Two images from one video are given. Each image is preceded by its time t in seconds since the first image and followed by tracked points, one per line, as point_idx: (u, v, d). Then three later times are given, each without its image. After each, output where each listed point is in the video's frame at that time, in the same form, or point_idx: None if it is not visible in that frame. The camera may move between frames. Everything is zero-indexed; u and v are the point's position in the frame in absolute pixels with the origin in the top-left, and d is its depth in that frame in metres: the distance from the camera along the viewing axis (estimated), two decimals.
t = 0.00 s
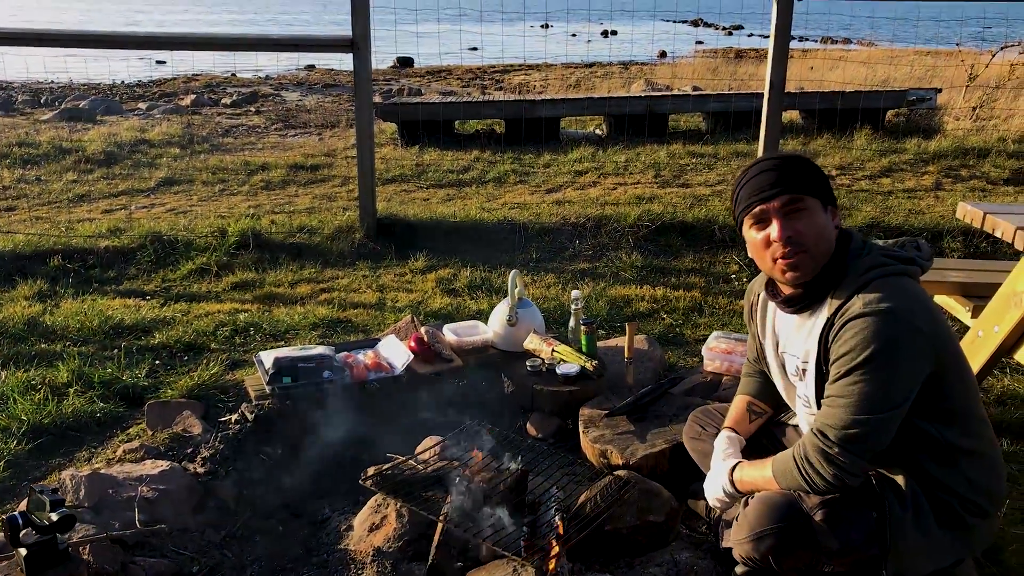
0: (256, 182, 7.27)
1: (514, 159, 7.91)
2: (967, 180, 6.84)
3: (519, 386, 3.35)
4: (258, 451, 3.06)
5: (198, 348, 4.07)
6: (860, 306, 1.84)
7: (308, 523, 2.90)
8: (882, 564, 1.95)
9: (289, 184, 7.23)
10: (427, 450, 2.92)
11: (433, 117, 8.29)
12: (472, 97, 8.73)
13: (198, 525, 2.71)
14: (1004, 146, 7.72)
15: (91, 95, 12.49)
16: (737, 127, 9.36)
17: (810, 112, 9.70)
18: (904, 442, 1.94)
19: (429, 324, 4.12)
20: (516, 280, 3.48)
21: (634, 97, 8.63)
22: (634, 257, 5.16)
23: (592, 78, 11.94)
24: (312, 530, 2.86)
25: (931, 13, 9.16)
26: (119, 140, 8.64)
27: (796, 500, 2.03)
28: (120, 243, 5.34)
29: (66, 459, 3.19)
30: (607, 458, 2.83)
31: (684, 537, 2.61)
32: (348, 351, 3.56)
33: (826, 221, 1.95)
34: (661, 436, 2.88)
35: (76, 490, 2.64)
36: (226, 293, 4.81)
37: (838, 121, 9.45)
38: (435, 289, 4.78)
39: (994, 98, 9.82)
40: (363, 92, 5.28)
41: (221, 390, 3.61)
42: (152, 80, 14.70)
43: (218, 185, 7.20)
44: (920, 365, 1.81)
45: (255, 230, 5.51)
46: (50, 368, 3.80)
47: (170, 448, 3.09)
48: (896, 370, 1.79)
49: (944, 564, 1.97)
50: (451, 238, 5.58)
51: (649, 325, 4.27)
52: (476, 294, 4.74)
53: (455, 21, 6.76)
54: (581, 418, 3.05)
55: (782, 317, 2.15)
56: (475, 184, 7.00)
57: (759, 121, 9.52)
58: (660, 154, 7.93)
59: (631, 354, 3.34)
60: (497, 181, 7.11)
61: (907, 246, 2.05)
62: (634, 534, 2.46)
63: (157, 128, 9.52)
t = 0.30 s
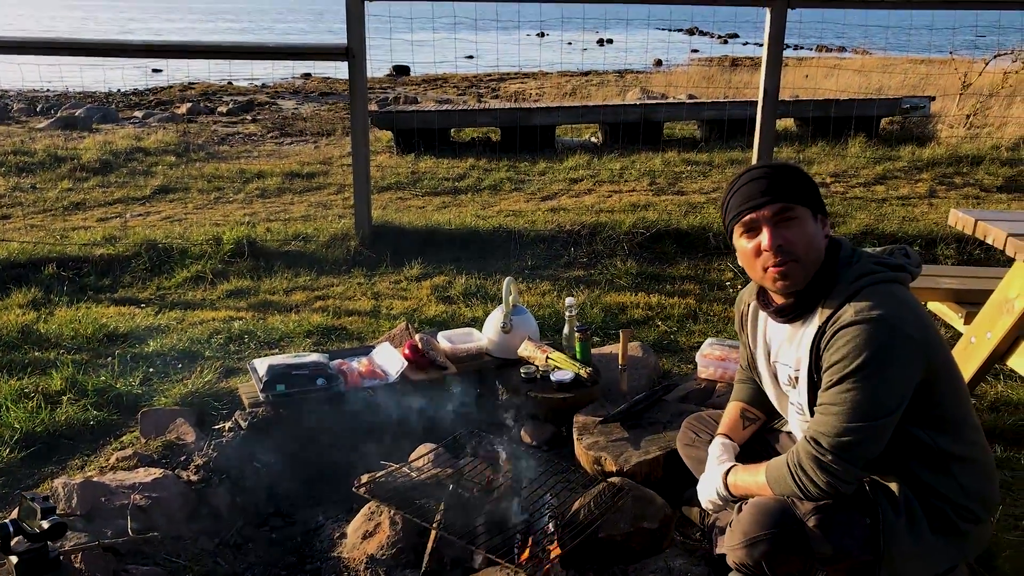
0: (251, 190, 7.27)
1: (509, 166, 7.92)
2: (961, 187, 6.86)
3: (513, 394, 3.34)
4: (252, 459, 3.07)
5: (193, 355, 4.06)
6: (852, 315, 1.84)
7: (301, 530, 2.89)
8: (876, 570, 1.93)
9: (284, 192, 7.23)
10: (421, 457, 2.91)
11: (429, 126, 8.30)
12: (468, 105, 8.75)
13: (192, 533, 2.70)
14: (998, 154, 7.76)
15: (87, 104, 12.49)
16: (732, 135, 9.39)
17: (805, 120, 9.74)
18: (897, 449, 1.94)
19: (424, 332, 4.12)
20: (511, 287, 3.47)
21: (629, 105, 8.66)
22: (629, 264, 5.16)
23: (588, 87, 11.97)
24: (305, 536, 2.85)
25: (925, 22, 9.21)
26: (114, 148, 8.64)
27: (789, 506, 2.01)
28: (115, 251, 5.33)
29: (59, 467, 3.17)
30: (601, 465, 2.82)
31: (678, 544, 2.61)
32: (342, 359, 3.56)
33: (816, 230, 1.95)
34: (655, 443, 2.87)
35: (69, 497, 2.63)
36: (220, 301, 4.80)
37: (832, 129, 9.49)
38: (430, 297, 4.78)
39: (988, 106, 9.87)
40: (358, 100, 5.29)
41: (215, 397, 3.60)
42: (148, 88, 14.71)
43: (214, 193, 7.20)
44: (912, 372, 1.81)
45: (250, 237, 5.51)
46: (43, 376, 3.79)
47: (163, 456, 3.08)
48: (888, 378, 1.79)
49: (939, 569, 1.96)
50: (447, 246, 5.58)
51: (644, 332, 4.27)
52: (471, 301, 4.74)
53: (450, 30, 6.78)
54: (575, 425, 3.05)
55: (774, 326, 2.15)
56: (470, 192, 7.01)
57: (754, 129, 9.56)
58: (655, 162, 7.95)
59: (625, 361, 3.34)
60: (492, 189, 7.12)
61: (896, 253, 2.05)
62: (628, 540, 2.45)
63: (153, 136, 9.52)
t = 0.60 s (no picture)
0: (248, 199, 7.27)
1: (505, 175, 7.94)
2: (955, 195, 6.88)
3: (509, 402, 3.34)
4: (247, 468, 3.03)
5: (189, 364, 4.06)
6: (847, 322, 1.84)
7: (296, 540, 2.89)
8: None
9: (281, 201, 7.23)
10: (416, 467, 2.91)
11: (425, 135, 8.32)
12: (464, 114, 8.77)
13: (187, 542, 2.70)
14: (992, 162, 7.79)
15: (83, 112, 12.49)
16: (727, 144, 9.43)
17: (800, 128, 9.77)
18: (892, 456, 1.95)
19: (420, 340, 4.12)
20: (506, 295, 3.47)
21: (625, 113, 8.68)
22: (625, 272, 5.17)
23: (584, 96, 12.01)
24: (301, 546, 2.86)
25: (919, 31, 9.27)
26: (111, 157, 8.63)
27: (785, 514, 2.03)
28: (111, 260, 5.33)
29: (54, 476, 3.16)
30: (597, 473, 2.82)
31: (674, 553, 2.61)
32: (338, 368, 3.55)
33: (811, 237, 1.96)
34: (651, 451, 2.88)
35: (63, 507, 2.62)
36: (216, 309, 4.80)
37: (827, 137, 9.52)
38: (426, 305, 4.78)
39: (981, 115, 9.92)
40: (355, 108, 5.30)
41: (211, 407, 3.60)
42: (145, 97, 14.71)
43: (210, 202, 7.20)
44: (907, 380, 1.81)
45: (246, 246, 5.51)
46: (38, 385, 3.78)
47: (159, 465, 3.07)
48: (883, 385, 1.80)
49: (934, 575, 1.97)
50: (443, 254, 5.58)
51: (640, 340, 4.28)
52: (468, 309, 4.75)
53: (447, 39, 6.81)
54: (571, 433, 3.05)
55: (767, 334, 2.16)
56: (466, 200, 7.02)
57: (749, 137, 9.58)
58: (651, 170, 7.97)
59: (621, 369, 3.34)
60: (489, 198, 7.13)
61: (887, 260, 2.06)
62: (622, 550, 2.48)
63: (149, 145, 9.52)
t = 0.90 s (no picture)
0: (244, 206, 7.26)
1: (502, 182, 7.95)
2: (951, 203, 6.90)
3: (506, 410, 3.33)
4: (243, 476, 3.02)
5: (184, 372, 4.04)
6: (840, 329, 1.85)
7: (292, 549, 2.91)
8: None
9: (277, 209, 7.22)
10: (414, 475, 2.90)
11: (422, 142, 8.33)
12: (460, 122, 8.78)
13: (182, 552, 2.69)
14: (987, 169, 7.82)
15: (79, 120, 12.48)
16: (723, 151, 9.45)
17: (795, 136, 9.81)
18: (888, 462, 1.94)
19: (417, 348, 4.11)
20: (504, 303, 3.46)
21: (622, 121, 8.70)
22: (622, 280, 5.17)
23: (580, 104, 12.04)
24: (297, 555, 2.87)
25: (913, 39, 9.32)
26: (107, 165, 8.62)
27: (781, 522, 2.01)
28: (106, 268, 5.31)
29: (48, 485, 3.14)
30: (594, 481, 2.82)
31: (672, 561, 2.60)
32: (335, 375, 3.55)
33: (802, 245, 1.96)
34: (649, 459, 2.87)
35: (58, 516, 2.61)
36: (212, 317, 4.78)
37: (823, 145, 9.55)
38: (423, 313, 4.77)
39: (976, 122, 9.97)
40: (352, 116, 5.31)
41: (207, 415, 3.58)
42: (141, 105, 14.71)
43: (206, 209, 7.19)
44: (901, 386, 1.81)
45: (243, 254, 5.50)
46: (33, 393, 3.76)
47: (154, 474, 3.05)
48: (877, 391, 1.80)
49: None
50: (439, 261, 5.58)
51: (637, 347, 4.28)
52: (464, 317, 4.74)
53: (444, 47, 6.83)
54: (568, 441, 3.04)
55: (761, 342, 2.16)
56: (463, 208, 7.02)
57: (745, 144, 9.61)
58: (647, 177, 7.98)
59: (618, 377, 3.34)
60: (486, 205, 7.13)
61: (879, 268, 2.06)
62: (618, 558, 2.45)
63: (145, 152, 9.51)
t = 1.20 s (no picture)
0: (240, 213, 7.25)
1: (498, 189, 7.94)
2: (947, 209, 6.91)
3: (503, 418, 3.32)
4: (237, 485, 3.01)
5: (179, 380, 4.02)
6: (837, 336, 1.84)
7: (288, 558, 2.87)
8: None
9: (273, 215, 7.21)
10: (409, 483, 2.88)
11: (418, 149, 8.33)
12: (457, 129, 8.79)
13: (178, 561, 2.64)
14: (982, 176, 7.84)
15: (75, 127, 12.47)
16: (719, 158, 9.48)
17: (791, 142, 9.84)
18: (885, 470, 1.94)
19: (413, 355, 4.10)
20: (500, 310, 3.45)
21: (618, 128, 8.72)
22: (619, 286, 5.17)
23: (576, 110, 12.07)
24: (293, 564, 2.84)
25: (908, 46, 9.35)
26: (103, 172, 8.60)
27: (780, 530, 1.99)
28: (102, 275, 5.29)
29: (42, 494, 3.12)
30: (592, 489, 2.81)
31: (670, 570, 2.59)
32: (330, 383, 3.52)
33: (798, 251, 1.96)
34: (646, 467, 2.86)
35: (51, 526, 2.59)
36: (208, 324, 4.77)
37: (819, 151, 9.58)
38: (419, 320, 4.76)
39: (971, 129, 10.00)
40: (348, 123, 5.30)
41: (202, 423, 3.56)
42: (138, 111, 14.71)
43: (202, 216, 7.17)
44: (898, 392, 1.81)
45: (238, 260, 5.48)
46: (27, 402, 3.74)
47: (149, 482, 3.03)
48: (874, 399, 1.79)
49: None
50: (436, 268, 5.57)
51: (634, 354, 4.27)
52: (461, 324, 4.73)
53: (440, 54, 6.84)
54: (565, 449, 3.03)
55: (757, 348, 2.15)
56: (460, 214, 7.02)
57: (741, 151, 9.63)
58: (643, 184, 7.99)
59: (616, 384, 3.33)
60: (482, 212, 7.13)
61: (875, 274, 2.06)
62: (616, 566, 2.44)
63: (141, 159, 9.50)
